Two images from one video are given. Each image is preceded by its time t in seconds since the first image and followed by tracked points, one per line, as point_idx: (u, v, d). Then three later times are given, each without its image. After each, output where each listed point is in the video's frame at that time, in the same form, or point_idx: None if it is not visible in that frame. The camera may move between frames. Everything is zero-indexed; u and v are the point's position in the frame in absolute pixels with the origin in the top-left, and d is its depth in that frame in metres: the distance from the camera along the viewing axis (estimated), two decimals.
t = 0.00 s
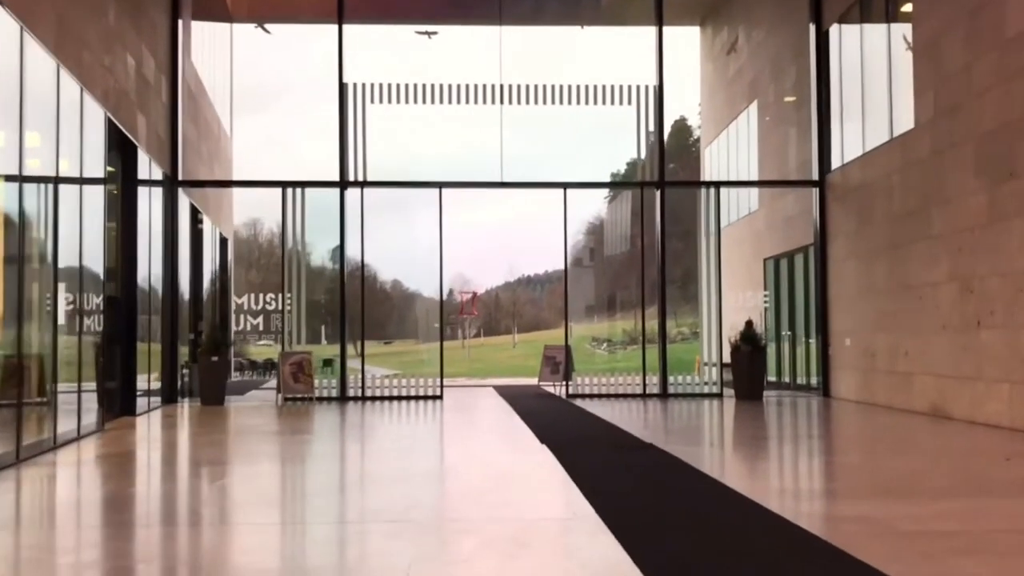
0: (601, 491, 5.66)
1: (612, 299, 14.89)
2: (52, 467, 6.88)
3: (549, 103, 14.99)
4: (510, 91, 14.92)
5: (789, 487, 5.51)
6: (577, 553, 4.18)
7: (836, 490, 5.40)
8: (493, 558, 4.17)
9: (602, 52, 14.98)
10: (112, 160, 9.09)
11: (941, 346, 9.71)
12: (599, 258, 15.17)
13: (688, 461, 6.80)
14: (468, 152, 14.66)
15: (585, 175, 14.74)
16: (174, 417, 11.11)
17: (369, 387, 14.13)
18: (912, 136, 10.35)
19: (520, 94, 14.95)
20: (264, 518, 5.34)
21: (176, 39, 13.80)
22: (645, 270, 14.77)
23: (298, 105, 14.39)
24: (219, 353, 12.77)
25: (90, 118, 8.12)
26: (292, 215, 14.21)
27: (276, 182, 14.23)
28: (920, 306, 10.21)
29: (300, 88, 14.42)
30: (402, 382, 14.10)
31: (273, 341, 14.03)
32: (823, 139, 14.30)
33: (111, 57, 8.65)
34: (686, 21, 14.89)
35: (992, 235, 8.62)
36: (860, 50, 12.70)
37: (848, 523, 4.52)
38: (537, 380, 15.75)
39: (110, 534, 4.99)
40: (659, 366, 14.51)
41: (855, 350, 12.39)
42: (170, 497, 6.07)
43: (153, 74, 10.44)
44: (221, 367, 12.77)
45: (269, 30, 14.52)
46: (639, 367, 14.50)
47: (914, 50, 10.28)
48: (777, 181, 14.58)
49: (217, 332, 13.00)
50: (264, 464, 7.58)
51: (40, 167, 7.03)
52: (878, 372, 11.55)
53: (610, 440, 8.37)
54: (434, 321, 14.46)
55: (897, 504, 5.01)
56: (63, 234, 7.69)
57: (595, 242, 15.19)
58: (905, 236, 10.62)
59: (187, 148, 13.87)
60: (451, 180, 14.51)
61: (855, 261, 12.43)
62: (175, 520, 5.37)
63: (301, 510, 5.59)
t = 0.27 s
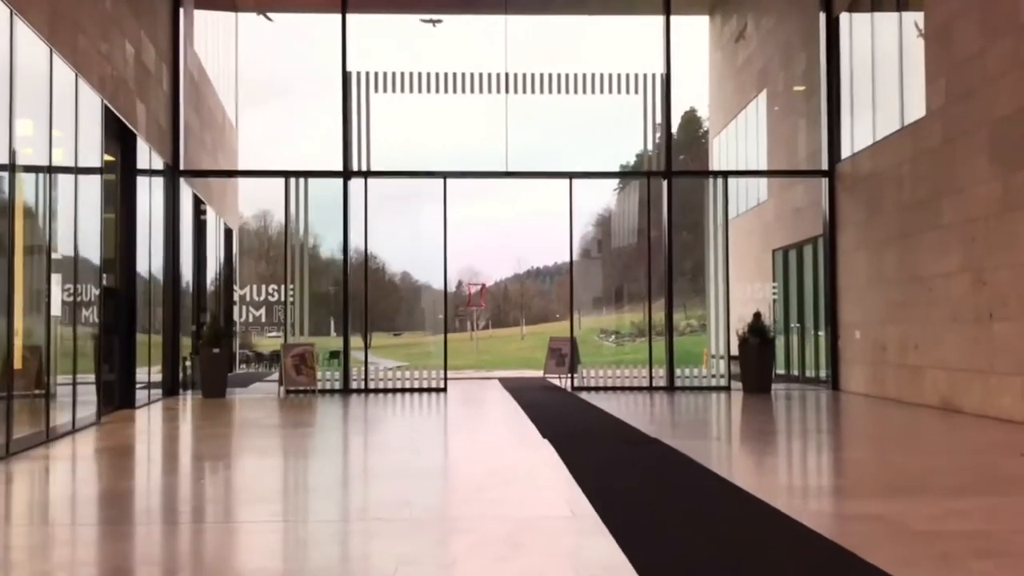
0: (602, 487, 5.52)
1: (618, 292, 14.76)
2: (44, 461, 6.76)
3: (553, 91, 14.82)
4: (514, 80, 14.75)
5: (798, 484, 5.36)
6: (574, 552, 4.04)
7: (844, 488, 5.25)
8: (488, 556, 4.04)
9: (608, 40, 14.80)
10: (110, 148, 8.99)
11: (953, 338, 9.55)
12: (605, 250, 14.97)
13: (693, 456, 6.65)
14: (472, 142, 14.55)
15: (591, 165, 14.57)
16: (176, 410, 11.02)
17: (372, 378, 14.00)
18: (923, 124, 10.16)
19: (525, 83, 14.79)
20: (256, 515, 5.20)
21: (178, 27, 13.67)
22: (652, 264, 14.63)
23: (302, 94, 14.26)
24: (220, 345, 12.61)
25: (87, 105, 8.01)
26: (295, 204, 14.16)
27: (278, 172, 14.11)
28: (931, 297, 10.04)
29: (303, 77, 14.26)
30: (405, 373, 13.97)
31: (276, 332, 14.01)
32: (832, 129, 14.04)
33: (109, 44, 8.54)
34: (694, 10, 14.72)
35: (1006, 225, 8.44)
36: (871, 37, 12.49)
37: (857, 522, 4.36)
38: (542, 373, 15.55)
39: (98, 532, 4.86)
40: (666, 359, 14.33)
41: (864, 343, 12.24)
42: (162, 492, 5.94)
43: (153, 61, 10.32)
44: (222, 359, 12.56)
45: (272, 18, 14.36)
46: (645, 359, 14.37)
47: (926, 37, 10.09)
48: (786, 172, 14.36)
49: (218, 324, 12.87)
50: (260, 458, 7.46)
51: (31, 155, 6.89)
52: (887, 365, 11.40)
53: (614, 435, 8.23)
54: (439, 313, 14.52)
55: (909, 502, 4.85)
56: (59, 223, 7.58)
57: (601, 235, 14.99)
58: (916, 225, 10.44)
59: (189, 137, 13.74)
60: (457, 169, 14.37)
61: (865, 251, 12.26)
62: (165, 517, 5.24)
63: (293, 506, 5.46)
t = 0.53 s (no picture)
0: (603, 484, 5.38)
1: (625, 286, 14.74)
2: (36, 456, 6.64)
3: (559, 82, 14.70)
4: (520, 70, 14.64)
5: (805, 483, 5.22)
6: (570, 552, 3.91)
7: (851, 487, 5.11)
8: (481, 555, 3.91)
9: (615, 30, 14.61)
10: (107, 137, 8.87)
11: (964, 332, 9.38)
12: (613, 244, 15.04)
13: (698, 453, 6.48)
14: (476, 132, 14.38)
15: (597, 156, 14.40)
16: (176, 403, 10.92)
17: (375, 371, 13.84)
18: (935, 115, 9.97)
19: (530, 73, 14.67)
20: (247, 510, 5.08)
21: (180, 17, 13.55)
22: (659, 256, 14.41)
23: (306, 84, 14.13)
24: (222, 338, 12.48)
25: (81, 93, 7.89)
26: (296, 194, 14.02)
27: (280, 163, 13.96)
28: (942, 291, 9.87)
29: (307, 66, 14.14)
30: (408, 366, 13.80)
31: (276, 325, 13.96)
32: (842, 120, 13.84)
33: (105, 32, 8.41)
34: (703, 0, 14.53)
35: (1019, 216, 8.27)
36: (882, 26, 12.28)
37: (865, 523, 4.22)
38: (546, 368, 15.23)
39: (84, 528, 4.74)
40: (673, 353, 14.20)
41: (873, 337, 12.08)
42: (154, 487, 5.82)
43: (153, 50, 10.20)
44: (224, 352, 12.43)
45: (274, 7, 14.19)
46: (652, 352, 14.19)
47: (938, 24, 9.90)
48: (795, 163, 14.16)
49: (219, 316, 12.77)
50: (258, 451, 7.34)
51: (24, 143, 6.77)
52: (897, 360, 11.24)
53: (618, 430, 8.10)
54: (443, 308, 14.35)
55: (918, 502, 4.71)
56: (53, 214, 7.46)
57: (610, 228, 15.06)
58: (927, 218, 10.26)
59: (191, 128, 13.63)
60: (461, 160, 14.24)
61: (875, 244, 12.08)
62: (155, 512, 5.12)
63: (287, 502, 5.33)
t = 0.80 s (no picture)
0: (602, 481, 5.25)
1: (631, 280, 14.45)
2: (24, 451, 6.51)
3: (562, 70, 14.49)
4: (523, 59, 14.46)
5: (811, 481, 5.07)
6: (566, 551, 3.78)
7: (859, 485, 4.97)
8: (474, 554, 3.78)
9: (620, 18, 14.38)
10: (103, 127, 8.74)
11: (974, 326, 9.22)
12: (618, 238, 14.60)
13: (702, 449, 6.35)
14: (480, 125, 14.27)
15: (602, 148, 14.26)
16: (175, 396, 10.82)
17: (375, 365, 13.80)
18: (945, 105, 9.79)
19: (534, 62, 14.47)
20: (236, 505, 4.94)
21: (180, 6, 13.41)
22: (664, 250, 14.30)
23: (308, 75, 13.99)
24: (221, 331, 12.41)
25: (75, 82, 7.76)
26: (297, 185, 13.90)
27: (280, 154, 13.84)
28: (952, 285, 9.70)
29: (309, 57, 13.98)
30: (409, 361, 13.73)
31: (276, 318, 13.82)
32: (850, 111, 13.65)
33: (101, 20, 8.28)
34: None
35: None
36: (892, 16, 12.07)
37: (872, 523, 4.08)
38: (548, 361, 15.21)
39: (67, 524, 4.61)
40: (677, 347, 14.06)
41: (881, 332, 11.92)
42: (142, 481, 5.70)
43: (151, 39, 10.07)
44: (223, 345, 12.35)
45: None
46: (655, 347, 14.08)
47: (949, 13, 9.70)
48: (803, 155, 13.98)
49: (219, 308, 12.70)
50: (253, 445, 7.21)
51: (13, 130, 6.62)
52: (905, 355, 11.08)
53: (621, 426, 7.95)
54: (445, 302, 14.04)
55: (927, 501, 4.57)
56: (47, 206, 7.34)
57: (614, 223, 14.65)
58: (937, 210, 10.08)
59: (191, 118, 13.52)
60: (464, 152, 14.09)
61: (883, 237, 11.91)
62: (142, 507, 5.00)
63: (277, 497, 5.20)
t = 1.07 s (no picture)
0: (598, 481, 5.09)
1: (634, 274, 14.21)
2: (8, 448, 6.36)
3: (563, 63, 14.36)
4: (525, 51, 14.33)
5: (813, 482, 4.91)
6: (556, 555, 3.63)
7: (864, 487, 4.80)
8: (461, 556, 3.65)
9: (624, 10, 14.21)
10: (94, 117, 8.60)
11: (982, 322, 9.04)
12: (620, 232, 14.43)
13: (702, 448, 6.20)
14: (481, 116, 14.06)
15: (604, 140, 14.06)
16: (169, 390, 10.69)
17: (374, 360, 13.61)
18: (953, 95, 9.61)
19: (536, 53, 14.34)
20: (220, 505, 4.81)
21: None
22: (667, 244, 14.11)
23: (307, 65, 13.82)
24: (215, 324, 12.32)
25: (64, 69, 7.61)
26: (293, 176, 13.74)
27: (276, 146, 13.69)
28: (959, 280, 9.52)
29: (307, 47, 13.82)
30: (408, 355, 13.58)
31: (272, 311, 13.63)
32: (855, 102, 13.47)
33: (92, 7, 8.13)
34: None
35: None
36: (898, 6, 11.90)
37: (878, 529, 3.92)
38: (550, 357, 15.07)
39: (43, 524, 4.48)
40: (679, 342, 13.87)
41: (887, 328, 11.75)
42: (125, 479, 5.55)
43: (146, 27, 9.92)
44: (217, 339, 12.25)
45: None
46: (658, 341, 13.89)
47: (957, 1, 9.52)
48: (807, 147, 13.81)
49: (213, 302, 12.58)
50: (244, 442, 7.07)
51: None
52: (911, 350, 10.91)
53: (621, 423, 7.79)
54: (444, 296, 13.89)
55: (934, 505, 4.40)
56: (35, 196, 7.20)
57: (617, 217, 14.49)
58: (944, 203, 9.90)
59: (187, 108, 13.38)
60: (465, 143, 13.92)
61: (889, 231, 11.73)
62: (121, 506, 4.86)
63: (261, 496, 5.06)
